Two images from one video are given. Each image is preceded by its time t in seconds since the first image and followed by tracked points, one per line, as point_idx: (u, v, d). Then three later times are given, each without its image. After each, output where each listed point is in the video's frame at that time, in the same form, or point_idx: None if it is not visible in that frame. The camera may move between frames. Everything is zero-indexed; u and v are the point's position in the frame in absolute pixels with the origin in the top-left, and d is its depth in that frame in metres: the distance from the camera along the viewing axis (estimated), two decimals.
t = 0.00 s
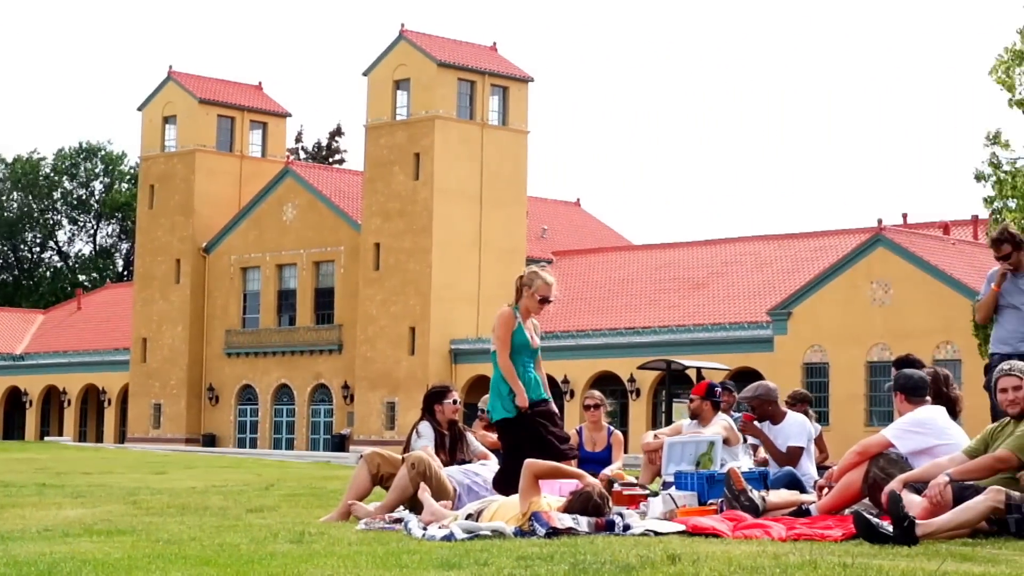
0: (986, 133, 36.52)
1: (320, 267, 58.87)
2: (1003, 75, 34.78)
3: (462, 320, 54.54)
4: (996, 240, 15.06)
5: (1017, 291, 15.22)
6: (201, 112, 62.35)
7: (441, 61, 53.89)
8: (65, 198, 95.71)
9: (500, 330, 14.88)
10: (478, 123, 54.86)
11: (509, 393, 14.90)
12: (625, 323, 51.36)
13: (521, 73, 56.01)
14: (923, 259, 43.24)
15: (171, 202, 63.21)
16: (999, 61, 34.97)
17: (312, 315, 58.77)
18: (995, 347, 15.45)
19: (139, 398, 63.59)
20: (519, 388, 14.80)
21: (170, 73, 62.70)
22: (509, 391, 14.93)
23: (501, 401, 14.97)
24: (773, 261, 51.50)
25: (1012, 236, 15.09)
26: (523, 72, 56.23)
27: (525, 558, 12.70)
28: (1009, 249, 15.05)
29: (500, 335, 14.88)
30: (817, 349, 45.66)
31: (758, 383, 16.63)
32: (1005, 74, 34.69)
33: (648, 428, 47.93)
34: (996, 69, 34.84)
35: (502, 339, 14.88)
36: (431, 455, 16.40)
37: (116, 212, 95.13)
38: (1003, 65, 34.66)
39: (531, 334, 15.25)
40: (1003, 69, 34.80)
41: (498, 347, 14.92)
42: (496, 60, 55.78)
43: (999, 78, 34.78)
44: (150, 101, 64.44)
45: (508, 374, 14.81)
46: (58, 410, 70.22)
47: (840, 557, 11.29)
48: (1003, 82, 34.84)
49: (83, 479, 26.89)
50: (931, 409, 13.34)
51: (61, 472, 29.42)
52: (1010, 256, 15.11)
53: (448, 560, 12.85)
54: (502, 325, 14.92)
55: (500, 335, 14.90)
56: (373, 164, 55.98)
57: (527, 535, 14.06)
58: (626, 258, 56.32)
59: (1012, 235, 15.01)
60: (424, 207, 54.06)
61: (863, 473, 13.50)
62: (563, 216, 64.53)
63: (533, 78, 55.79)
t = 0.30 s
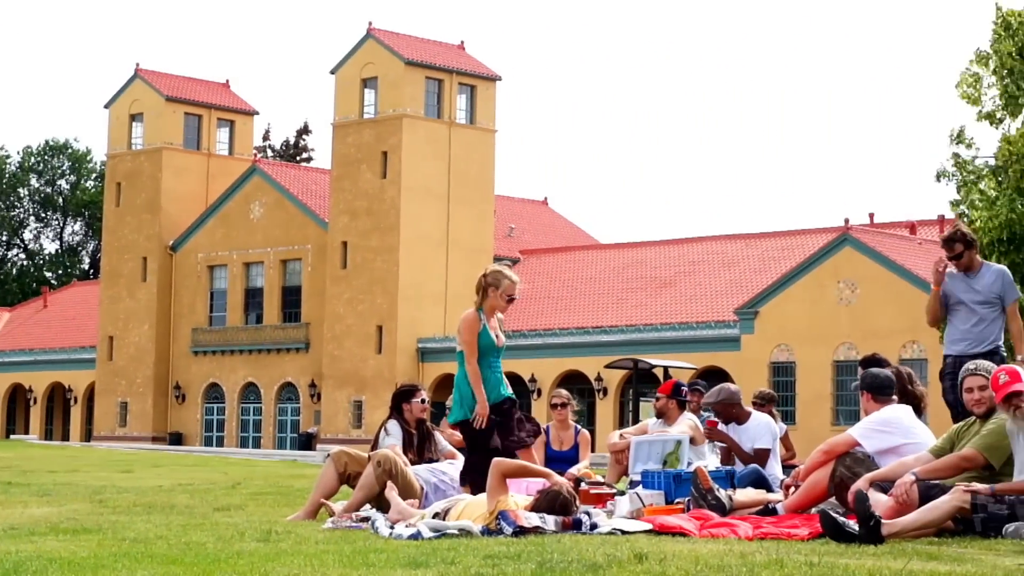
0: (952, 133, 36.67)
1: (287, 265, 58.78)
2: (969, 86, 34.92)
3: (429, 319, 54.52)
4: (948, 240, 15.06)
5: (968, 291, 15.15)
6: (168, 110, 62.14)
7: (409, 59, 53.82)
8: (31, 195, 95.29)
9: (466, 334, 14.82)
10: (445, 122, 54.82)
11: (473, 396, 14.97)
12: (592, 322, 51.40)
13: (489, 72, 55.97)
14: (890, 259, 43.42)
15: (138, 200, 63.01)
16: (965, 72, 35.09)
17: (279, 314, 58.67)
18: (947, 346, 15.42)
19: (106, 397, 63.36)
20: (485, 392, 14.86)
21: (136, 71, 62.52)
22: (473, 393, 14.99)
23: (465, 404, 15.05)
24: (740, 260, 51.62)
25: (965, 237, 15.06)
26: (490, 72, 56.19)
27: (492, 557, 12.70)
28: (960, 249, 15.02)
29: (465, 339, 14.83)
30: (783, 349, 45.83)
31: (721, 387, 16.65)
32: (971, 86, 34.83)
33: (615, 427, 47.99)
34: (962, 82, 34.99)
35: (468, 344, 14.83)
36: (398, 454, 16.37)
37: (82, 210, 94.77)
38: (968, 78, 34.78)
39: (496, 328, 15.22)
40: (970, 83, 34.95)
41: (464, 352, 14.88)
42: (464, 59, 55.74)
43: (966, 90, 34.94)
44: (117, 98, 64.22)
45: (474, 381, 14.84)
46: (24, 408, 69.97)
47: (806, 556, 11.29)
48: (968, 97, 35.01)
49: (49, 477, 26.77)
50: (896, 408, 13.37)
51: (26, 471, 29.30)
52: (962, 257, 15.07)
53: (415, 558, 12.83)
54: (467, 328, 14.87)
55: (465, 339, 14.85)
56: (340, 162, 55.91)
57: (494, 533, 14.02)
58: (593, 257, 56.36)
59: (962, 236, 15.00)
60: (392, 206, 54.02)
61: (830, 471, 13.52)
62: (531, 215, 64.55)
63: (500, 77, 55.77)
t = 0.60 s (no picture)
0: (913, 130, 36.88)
1: (247, 265, 58.66)
2: (933, 102, 35.09)
3: (388, 319, 54.52)
4: (885, 237, 14.47)
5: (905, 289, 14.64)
6: (128, 109, 61.95)
7: (370, 59, 53.80)
8: None
9: (420, 334, 14.53)
10: (406, 121, 54.79)
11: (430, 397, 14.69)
12: (552, 323, 51.45)
13: (450, 72, 55.96)
14: (847, 258, 43.58)
15: (97, 199, 62.75)
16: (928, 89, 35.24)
17: (238, 313, 58.54)
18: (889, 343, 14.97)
19: (64, 396, 63.11)
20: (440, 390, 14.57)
21: (96, 69, 62.28)
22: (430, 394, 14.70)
23: (420, 403, 14.74)
24: (700, 261, 51.78)
25: (902, 234, 14.46)
26: (451, 72, 56.17)
27: (450, 557, 12.76)
28: (897, 246, 14.43)
29: (421, 339, 14.53)
30: (742, 349, 46.00)
31: (693, 382, 16.44)
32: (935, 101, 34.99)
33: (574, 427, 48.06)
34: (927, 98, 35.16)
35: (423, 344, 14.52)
36: (356, 453, 16.37)
37: (39, 209, 94.34)
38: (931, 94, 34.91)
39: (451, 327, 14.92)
40: (932, 101, 35.13)
41: (417, 350, 14.56)
42: (425, 59, 55.71)
43: (930, 112, 35.10)
44: (76, 96, 63.94)
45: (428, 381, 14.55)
46: None
47: (763, 554, 11.34)
48: (931, 113, 35.19)
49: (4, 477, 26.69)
50: (855, 408, 13.35)
51: None
52: (900, 255, 14.49)
53: (374, 558, 12.84)
54: (422, 329, 14.57)
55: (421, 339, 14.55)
56: (300, 161, 55.83)
57: (453, 533, 14.01)
58: (553, 257, 56.42)
59: (900, 233, 14.41)
60: (352, 205, 53.97)
61: (788, 471, 13.39)
62: (491, 215, 64.59)
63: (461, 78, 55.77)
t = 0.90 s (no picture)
0: (870, 128, 37.15)
1: (204, 263, 58.51)
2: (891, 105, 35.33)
3: (346, 317, 54.52)
4: (813, 238, 14.42)
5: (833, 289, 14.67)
6: (84, 106, 61.79)
7: (327, 56, 53.76)
8: None
9: (369, 328, 14.38)
10: (363, 119, 54.72)
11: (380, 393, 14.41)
12: (509, 321, 51.50)
13: (407, 70, 55.95)
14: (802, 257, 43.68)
15: (54, 196, 62.46)
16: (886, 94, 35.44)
17: (195, 311, 58.41)
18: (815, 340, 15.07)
19: (20, 394, 62.82)
20: (387, 384, 14.29)
21: (52, 66, 62.02)
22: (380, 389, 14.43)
23: (373, 401, 14.48)
24: (657, 260, 51.89)
25: (831, 235, 14.40)
26: (409, 70, 56.15)
27: (408, 554, 12.37)
28: (824, 249, 14.38)
29: (370, 332, 14.38)
30: (700, 348, 46.17)
31: (678, 374, 15.62)
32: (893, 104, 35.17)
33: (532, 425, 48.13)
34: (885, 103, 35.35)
35: (371, 337, 14.36)
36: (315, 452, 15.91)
37: None
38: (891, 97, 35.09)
39: (408, 327, 14.72)
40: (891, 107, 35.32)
41: (365, 346, 14.37)
42: (382, 57, 55.67)
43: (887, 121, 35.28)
44: (32, 93, 63.68)
45: (373, 374, 14.30)
46: None
47: (721, 553, 11.23)
48: (890, 117, 35.43)
49: None
50: (813, 407, 13.21)
51: None
52: (828, 258, 14.44)
53: (331, 557, 12.55)
54: (372, 323, 14.43)
55: (369, 332, 14.38)
56: (257, 159, 55.73)
57: (409, 532, 13.62)
58: (510, 255, 56.47)
59: (828, 236, 14.35)
60: (309, 203, 53.92)
61: (745, 469, 13.35)
62: (449, 213, 64.64)
63: (419, 76, 55.75)
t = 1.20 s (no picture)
0: (835, 129, 37.27)
1: (170, 261, 58.40)
2: (856, 101, 35.47)
3: (312, 316, 54.48)
4: (743, 235, 14.54)
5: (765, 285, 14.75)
6: (50, 104, 61.59)
7: (295, 55, 53.64)
8: None
9: (335, 328, 14.36)
10: (330, 118, 54.64)
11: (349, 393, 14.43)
12: (476, 320, 51.54)
13: (374, 69, 55.89)
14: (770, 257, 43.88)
15: (19, 194, 62.19)
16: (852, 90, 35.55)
17: (161, 310, 58.28)
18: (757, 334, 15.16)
19: None
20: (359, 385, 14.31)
21: (18, 64, 61.77)
22: (348, 390, 14.45)
23: (341, 401, 14.48)
24: (624, 259, 51.93)
25: (758, 233, 14.48)
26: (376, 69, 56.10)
27: (375, 554, 12.18)
28: (752, 247, 14.49)
29: (337, 333, 14.36)
30: (666, 348, 46.29)
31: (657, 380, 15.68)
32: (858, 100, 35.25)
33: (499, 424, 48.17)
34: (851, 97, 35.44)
35: (339, 338, 14.35)
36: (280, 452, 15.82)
37: None
38: (857, 96, 35.25)
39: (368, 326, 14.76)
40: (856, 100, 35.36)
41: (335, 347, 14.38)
42: (349, 55, 55.61)
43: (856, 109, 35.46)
44: None
45: (345, 375, 14.30)
46: None
47: (687, 553, 11.24)
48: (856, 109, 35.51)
49: None
50: (778, 406, 13.17)
51: None
52: (755, 256, 14.52)
53: (297, 556, 12.38)
54: (337, 323, 14.41)
55: (336, 333, 14.37)
56: (223, 158, 55.64)
57: (376, 532, 13.49)
58: (477, 254, 56.46)
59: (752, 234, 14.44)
60: (276, 201, 53.87)
61: (711, 469, 13.30)
62: (415, 212, 64.59)
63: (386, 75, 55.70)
